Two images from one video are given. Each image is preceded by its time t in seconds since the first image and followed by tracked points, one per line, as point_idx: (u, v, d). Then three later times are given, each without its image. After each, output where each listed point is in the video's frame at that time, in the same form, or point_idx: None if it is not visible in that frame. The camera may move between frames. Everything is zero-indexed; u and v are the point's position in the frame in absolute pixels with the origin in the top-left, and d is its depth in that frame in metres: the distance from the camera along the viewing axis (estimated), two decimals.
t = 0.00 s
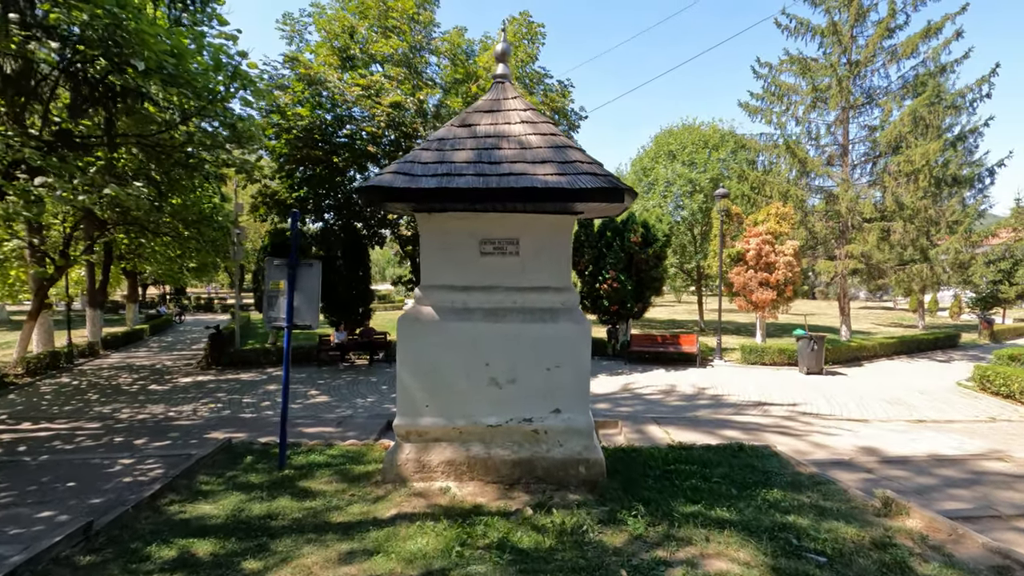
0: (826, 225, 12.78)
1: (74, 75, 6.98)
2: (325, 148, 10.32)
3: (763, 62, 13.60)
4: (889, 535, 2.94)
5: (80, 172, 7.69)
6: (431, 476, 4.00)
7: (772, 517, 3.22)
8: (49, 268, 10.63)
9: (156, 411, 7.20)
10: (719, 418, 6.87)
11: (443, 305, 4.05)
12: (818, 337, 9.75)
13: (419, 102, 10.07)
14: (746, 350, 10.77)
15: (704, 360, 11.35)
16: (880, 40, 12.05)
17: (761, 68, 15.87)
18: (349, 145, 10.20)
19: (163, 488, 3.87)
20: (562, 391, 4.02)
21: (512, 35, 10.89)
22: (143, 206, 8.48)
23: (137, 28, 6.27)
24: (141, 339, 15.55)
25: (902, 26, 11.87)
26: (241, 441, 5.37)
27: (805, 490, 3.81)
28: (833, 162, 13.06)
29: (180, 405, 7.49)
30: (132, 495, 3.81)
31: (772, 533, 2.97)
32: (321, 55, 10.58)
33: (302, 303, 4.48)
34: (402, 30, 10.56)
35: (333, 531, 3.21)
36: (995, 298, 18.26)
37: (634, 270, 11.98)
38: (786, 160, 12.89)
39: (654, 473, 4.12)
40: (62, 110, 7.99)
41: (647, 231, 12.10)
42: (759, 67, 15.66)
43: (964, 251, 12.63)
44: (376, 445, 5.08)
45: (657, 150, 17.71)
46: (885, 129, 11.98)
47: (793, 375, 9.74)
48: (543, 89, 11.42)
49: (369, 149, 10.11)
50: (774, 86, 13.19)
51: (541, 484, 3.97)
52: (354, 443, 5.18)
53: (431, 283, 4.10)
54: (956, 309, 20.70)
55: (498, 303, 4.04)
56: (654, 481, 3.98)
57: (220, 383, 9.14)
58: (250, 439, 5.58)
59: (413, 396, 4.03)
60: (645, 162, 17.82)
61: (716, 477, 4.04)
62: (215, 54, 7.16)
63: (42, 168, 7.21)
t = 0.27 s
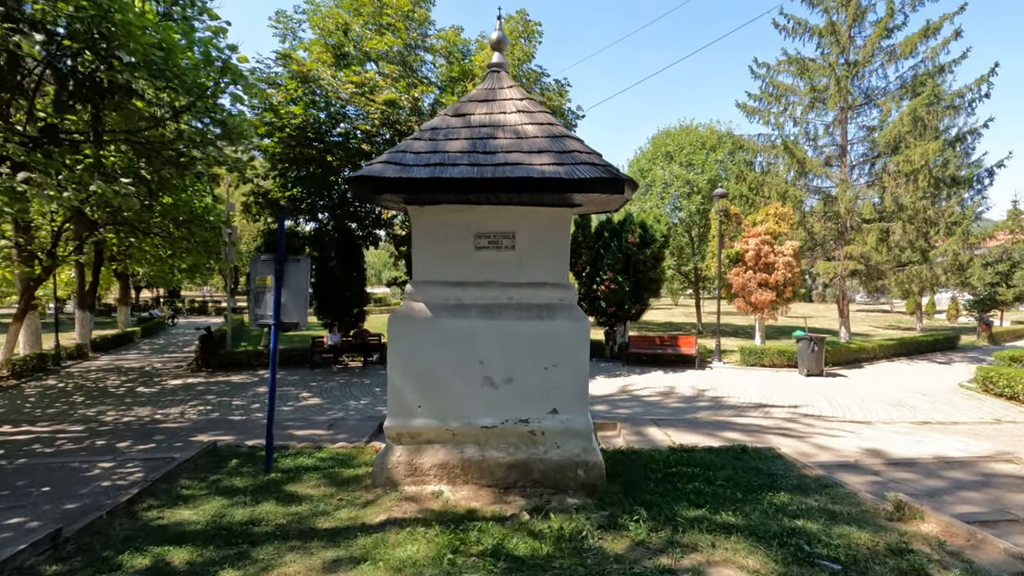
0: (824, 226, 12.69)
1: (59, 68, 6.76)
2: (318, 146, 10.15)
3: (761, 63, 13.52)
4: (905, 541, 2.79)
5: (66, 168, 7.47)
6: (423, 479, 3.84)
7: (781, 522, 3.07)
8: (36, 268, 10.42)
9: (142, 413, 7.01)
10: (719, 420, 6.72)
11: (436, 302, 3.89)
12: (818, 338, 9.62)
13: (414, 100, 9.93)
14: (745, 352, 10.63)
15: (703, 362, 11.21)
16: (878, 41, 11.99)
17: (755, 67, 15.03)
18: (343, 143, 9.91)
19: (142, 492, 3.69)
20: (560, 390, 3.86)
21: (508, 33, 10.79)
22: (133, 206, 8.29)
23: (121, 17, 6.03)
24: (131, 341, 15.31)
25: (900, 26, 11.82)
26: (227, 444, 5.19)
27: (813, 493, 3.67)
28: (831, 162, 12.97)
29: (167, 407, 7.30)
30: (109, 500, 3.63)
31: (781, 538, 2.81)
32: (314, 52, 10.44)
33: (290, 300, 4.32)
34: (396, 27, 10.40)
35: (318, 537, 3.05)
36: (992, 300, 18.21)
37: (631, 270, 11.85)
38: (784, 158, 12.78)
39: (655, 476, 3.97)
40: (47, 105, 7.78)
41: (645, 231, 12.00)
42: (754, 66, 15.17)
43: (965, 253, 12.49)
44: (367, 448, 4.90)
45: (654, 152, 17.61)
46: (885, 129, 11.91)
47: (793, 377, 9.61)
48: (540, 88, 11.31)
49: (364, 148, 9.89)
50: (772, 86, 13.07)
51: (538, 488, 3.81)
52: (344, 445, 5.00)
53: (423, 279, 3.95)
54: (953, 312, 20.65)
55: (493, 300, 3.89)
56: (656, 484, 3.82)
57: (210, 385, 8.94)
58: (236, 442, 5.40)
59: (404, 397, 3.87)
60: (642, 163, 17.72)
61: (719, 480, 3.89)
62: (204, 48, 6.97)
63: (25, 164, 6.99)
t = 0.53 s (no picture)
0: (824, 229, 12.57)
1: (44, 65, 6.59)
2: (311, 148, 9.96)
3: (759, 65, 13.44)
4: (924, 555, 2.63)
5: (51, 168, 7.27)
6: (414, 489, 3.66)
7: (791, 534, 2.91)
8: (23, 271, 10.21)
9: (127, 419, 6.81)
10: (721, 426, 6.55)
11: (428, 302, 3.73)
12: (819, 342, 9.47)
13: (409, 101, 9.79)
14: (745, 356, 10.47)
15: (702, 366, 11.06)
16: (877, 42, 11.92)
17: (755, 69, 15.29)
18: (338, 146, 9.85)
19: (117, 503, 3.50)
20: (557, 395, 3.70)
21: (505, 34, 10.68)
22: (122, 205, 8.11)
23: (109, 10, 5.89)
24: (122, 346, 15.07)
25: (899, 28, 11.75)
26: (212, 451, 5.00)
27: (823, 503, 3.50)
28: (830, 165, 12.87)
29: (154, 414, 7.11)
30: (82, 512, 3.44)
31: (793, 552, 2.65)
32: (306, 52, 10.29)
33: (276, 301, 4.16)
34: (391, 27, 10.27)
35: (301, 552, 2.86)
36: (992, 304, 18.11)
37: (630, 274, 11.71)
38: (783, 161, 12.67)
39: (657, 485, 3.80)
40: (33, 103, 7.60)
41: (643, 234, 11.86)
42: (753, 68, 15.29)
43: (965, 256, 12.39)
44: (357, 455, 4.72)
45: (652, 154, 17.51)
46: (884, 131, 11.82)
47: (794, 381, 9.45)
48: (537, 90, 11.20)
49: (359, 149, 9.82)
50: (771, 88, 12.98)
51: (534, 498, 3.63)
52: (334, 453, 4.82)
53: (415, 278, 3.78)
54: (951, 315, 20.55)
55: (487, 300, 3.72)
56: (658, 493, 3.65)
57: (200, 391, 8.74)
58: (222, 450, 5.21)
59: (394, 402, 3.70)
60: (640, 166, 17.61)
61: (724, 489, 3.72)
62: (194, 45, 6.82)
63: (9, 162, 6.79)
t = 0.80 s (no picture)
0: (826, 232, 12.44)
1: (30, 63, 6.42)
2: (308, 151, 9.75)
3: (759, 67, 13.34)
4: None
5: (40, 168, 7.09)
6: (409, 502, 3.50)
7: (806, 552, 2.76)
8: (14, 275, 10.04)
9: (116, 427, 6.62)
10: (726, 433, 6.39)
11: (423, 307, 3.57)
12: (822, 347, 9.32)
13: (406, 102, 9.66)
14: (747, 361, 10.32)
15: (704, 371, 10.90)
16: (879, 45, 11.83)
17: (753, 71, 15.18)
18: (336, 148, 9.59)
19: (96, 519, 3.32)
20: (558, 404, 3.55)
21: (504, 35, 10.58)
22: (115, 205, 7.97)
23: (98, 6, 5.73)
24: (116, 351, 14.87)
25: (900, 30, 11.66)
26: (200, 461, 4.82)
27: (837, 517, 3.35)
28: (832, 168, 12.75)
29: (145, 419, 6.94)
30: (58, 528, 3.26)
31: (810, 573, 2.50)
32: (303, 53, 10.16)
33: (266, 306, 4.00)
34: (388, 28, 10.17)
35: (288, 572, 2.69)
36: (993, 307, 18.01)
37: (628, 277, 11.60)
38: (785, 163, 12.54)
39: (663, 497, 3.63)
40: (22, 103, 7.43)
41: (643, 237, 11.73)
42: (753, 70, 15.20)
43: (967, 260, 12.27)
44: (350, 466, 4.55)
45: (651, 157, 17.40)
46: (886, 133, 11.76)
47: (797, 386, 9.30)
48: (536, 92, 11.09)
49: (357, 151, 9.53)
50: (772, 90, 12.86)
51: (535, 512, 3.47)
52: (326, 463, 4.64)
53: (410, 282, 3.63)
54: (952, 319, 20.45)
55: (485, 305, 3.57)
56: (664, 507, 3.49)
57: (192, 397, 8.55)
58: (211, 460, 5.03)
59: (388, 412, 3.54)
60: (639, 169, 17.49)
61: (733, 502, 3.56)
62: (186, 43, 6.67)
63: None
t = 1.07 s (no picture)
0: (829, 236, 12.33)
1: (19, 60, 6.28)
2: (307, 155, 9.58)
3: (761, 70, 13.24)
4: None
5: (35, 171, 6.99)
6: (408, 517, 3.35)
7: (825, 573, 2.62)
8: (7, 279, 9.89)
9: (107, 435, 6.47)
10: (731, 441, 6.25)
11: (423, 313, 3.43)
12: (826, 352, 9.19)
13: (405, 103, 9.54)
14: (751, 366, 10.19)
15: (707, 376, 10.77)
16: (882, 47, 11.73)
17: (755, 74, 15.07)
18: (334, 151, 9.36)
19: (79, 536, 3.18)
20: (563, 415, 3.40)
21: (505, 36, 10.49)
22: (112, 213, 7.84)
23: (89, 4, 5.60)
24: (112, 355, 14.70)
25: (904, 33, 11.57)
26: (192, 472, 4.67)
27: (854, 533, 3.21)
28: (835, 170, 12.61)
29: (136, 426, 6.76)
30: (40, 546, 3.11)
31: None
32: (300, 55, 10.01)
33: (259, 311, 3.87)
34: (387, 29, 10.12)
35: None
36: (996, 311, 17.88)
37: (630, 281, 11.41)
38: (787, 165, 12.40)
39: (671, 512, 3.50)
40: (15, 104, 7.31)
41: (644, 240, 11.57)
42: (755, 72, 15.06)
43: (971, 264, 12.17)
44: (347, 477, 4.41)
45: (652, 160, 17.29)
46: (891, 136, 11.66)
47: (802, 392, 9.17)
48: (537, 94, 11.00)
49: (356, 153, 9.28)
50: (774, 92, 12.75)
51: (538, 528, 3.33)
52: (322, 474, 4.50)
53: (409, 287, 3.49)
54: (954, 323, 20.32)
55: (487, 311, 3.43)
56: (673, 522, 3.36)
57: (187, 403, 8.39)
58: (203, 470, 4.88)
59: (386, 424, 3.40)
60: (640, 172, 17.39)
61: (745, 517, 3.42)
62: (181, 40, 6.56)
63: None
